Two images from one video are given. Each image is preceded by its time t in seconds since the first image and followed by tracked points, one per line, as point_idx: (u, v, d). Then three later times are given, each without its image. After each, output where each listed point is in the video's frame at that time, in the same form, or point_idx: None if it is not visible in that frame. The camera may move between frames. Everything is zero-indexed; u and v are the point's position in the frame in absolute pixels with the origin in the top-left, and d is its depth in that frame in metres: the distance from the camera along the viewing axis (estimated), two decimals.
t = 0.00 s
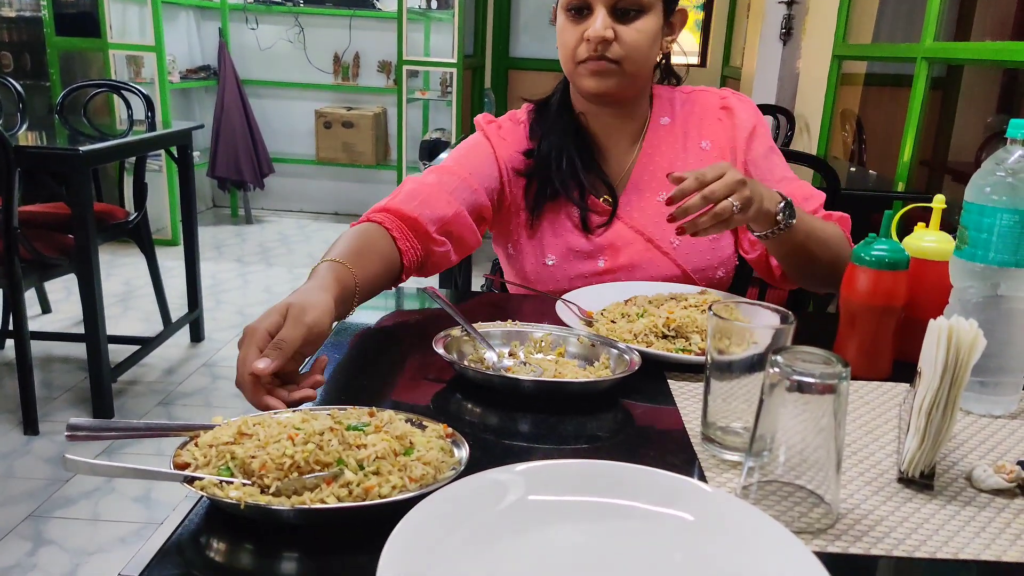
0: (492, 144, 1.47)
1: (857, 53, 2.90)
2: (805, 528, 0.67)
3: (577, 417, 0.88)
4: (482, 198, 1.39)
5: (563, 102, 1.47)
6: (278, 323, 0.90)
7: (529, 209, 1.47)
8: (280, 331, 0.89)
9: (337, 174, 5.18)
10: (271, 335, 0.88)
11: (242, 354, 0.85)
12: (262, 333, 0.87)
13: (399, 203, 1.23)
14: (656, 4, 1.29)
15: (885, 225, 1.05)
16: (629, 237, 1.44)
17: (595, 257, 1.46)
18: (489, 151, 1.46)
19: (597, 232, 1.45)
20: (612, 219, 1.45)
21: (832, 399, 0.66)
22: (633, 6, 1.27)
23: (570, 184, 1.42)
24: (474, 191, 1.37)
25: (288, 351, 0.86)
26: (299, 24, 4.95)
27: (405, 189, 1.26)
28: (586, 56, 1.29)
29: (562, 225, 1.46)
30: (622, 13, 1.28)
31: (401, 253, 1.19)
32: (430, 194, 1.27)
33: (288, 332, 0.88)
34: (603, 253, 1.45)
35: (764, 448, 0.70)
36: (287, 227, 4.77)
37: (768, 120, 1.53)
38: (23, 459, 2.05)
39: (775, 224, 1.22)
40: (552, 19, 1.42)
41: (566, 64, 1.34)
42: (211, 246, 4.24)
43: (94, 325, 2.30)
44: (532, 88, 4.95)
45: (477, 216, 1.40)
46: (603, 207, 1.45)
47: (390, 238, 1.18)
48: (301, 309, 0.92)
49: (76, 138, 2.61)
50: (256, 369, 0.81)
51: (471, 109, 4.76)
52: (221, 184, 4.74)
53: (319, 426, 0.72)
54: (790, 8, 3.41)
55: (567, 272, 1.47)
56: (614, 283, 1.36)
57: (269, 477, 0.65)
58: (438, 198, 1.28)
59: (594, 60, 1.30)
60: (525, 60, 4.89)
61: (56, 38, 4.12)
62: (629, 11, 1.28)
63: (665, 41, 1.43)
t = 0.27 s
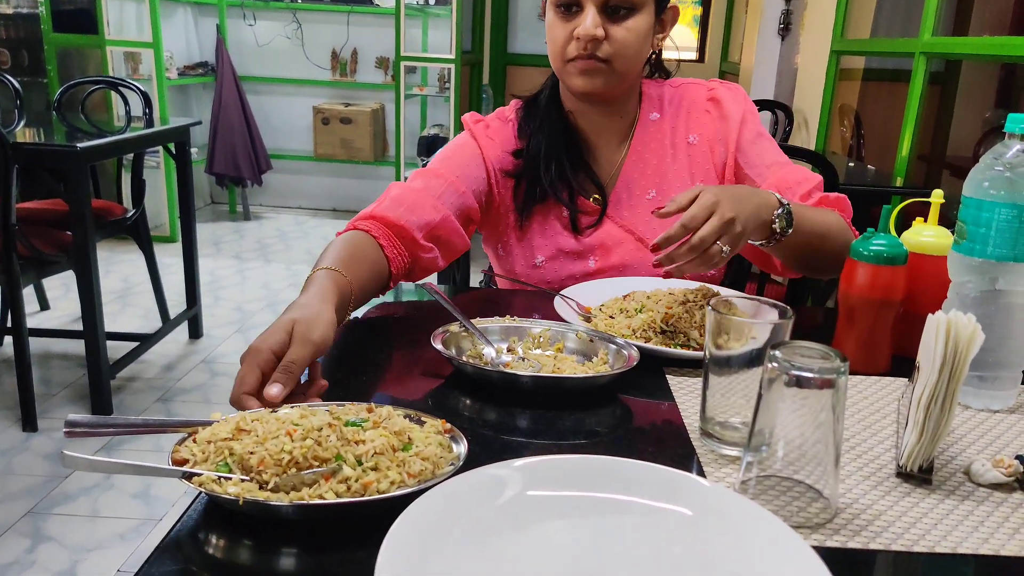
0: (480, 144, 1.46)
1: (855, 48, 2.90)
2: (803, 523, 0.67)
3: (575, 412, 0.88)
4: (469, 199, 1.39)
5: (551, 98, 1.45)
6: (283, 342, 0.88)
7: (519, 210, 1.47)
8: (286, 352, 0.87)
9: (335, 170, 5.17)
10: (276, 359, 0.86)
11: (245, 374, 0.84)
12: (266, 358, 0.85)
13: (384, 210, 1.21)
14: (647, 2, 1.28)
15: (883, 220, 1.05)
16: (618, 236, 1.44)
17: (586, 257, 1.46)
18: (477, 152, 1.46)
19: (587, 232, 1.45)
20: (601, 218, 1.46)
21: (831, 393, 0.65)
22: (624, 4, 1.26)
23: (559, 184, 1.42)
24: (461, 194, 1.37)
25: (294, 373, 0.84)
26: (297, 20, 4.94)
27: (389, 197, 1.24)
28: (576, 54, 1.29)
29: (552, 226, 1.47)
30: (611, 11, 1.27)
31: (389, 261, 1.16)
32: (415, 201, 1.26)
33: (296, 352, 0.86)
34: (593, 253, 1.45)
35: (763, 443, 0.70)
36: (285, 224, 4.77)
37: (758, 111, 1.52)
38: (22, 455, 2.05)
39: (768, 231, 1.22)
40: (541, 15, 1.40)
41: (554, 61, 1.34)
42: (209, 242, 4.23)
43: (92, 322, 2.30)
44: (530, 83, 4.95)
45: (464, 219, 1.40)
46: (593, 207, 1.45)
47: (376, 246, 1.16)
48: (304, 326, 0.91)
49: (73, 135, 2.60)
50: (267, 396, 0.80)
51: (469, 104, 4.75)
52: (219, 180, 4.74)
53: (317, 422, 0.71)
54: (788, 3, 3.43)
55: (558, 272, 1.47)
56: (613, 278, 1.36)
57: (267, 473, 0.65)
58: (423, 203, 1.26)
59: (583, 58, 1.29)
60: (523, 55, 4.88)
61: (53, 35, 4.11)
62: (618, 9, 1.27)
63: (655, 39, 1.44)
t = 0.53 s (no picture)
0: (468, 147, 1.44)
1: (852, 44, 2.90)
2: (802, 518, 0.67)
3: (573, 408, 0.88)
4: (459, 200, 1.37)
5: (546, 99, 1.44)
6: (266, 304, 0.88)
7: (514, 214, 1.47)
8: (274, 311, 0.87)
9: (332, 167, 5.16)
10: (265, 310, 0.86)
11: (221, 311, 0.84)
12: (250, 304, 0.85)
13: (365, 210, 1.18)
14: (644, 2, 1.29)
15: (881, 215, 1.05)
16: (616, 240, 1.45)
17: (582, 261, 1.47)
18: (465, 154, 1.43)
19: (584, 237, 1.46)
20: (597, 222, 1.46)
21: (829, 388, 0.65)
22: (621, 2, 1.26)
23: (554, 189, 1.42)
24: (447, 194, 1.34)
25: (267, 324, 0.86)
26: (294, 17, 4.93)
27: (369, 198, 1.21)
28: (572, 52, 1.28)
29: (547, 232, 1.47)
30: (608, 9, 1.27)
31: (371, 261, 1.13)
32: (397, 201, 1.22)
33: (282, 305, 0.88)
34: (590, 258, 1.46)
35: (761, 438, 0.70)
36: (283, 221, 4.76)
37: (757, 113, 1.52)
38: (20, 453, 2.05)
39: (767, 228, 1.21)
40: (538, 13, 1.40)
41: (550, 59, 1.33)
42: (207, 240, 4.23)
43: (90, 319, 2.30)
44: (528, 80, 4.94)
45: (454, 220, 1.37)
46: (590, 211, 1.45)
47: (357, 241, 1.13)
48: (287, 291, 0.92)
49: (71, 132, 2.60)
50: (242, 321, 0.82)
51: (467, 101, 4.74)
52: (217, 177, 4.73)
53: (315, 419, 0.71)
54: None
55: (553, 276, 1.48)
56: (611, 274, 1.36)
57: (265, 470, 0.65)
58: (405, 204, 1.23)
59: (579, 57, 1.29)
60: (521, 52, 4.88)
61: (50, 32, 4.08)
62: (616, 7, 1.27)
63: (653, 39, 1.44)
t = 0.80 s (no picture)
0: (479, 145, 1.41)
1: (849, 42, 2.90)
2: (800, 517, 0.67)
3: (571, 407, 0.88)
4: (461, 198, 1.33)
5: (540, 102, 1.42)
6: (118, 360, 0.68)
7: (513, 220, 1.45)
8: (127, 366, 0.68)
9: (330, 167, 5.16)
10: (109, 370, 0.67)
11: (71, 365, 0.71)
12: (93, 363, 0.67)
13: (375, 195, 1.10)
14: (643, 11, 1.30)
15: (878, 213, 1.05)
16: (613, 249, 1.46)
17: (579, 270, 1.47)
18: (476, 150, 1.40)
19: (581, 246, 1.46)
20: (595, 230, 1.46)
21: (827, 386, 0.65)
22: (621, 10, 1.27)
23: (552, 198, 1.41)
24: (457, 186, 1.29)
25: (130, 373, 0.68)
26: (291, 17, 4.92)
27: (379, 181, 1.12)
28: (568, 57, 1.28)
29: (547, 241, 1.47)
30: (608, 16, 1.27)
31: (371, 249, 1.04)
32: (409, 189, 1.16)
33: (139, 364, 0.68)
34: (587, 267, 1.47)
35: (760, 438, 0.70)
36: (280, 220, 4.75)
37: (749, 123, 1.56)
38: (18, 454, 2.05)
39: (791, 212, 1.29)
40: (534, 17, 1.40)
41: (544, 63, 1.33)
42: (204, 240, 4.23)
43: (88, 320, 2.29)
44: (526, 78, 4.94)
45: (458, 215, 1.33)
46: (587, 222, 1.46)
47: (357, 225, 1.03)
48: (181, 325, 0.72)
49: (68, 132, 2.60)
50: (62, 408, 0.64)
51: (464, 100, 4.74)
52: (214, 177, 4.72)
53: (313, 419, 0.72)
54: None
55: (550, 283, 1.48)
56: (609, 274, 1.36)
57: (264, 470, 0.65)
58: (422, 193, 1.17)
59: (575, 62, 1.28)
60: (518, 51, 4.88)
61: (47, 32, 4.08)
62: (615, 15, 1.27)
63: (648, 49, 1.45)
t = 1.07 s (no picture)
0: (478, 148, 1.41)
1: (848, 40, 2.90)
2: (799, 514, 0.67)
3: (571, 405, 0.88)
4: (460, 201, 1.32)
5: (538, 104, 1.42)
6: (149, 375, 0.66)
7: (512, 223, 1.45)
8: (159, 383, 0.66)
9: (329, 165, 5.15)
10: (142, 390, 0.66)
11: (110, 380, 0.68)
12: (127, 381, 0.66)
13: (373, 202, 1.09)
14: (642, 15, 1.30)
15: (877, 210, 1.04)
16: (612, 249, 1.46)
17: (578, 270, 1.47)
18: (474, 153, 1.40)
19: (581, 246, 1.46)
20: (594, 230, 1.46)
21: (826, 383, 0.65)
22: (620, 15, 1.27)
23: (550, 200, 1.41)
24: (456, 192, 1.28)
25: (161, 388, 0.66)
26: (290, 16, 4.92)
27: (377, 189, 1.11)
28: (566, 61, 1.28)
29: (546, 243, 1.47)
30: (606, 21, 1.27)
31: (367, 259, 1.04)
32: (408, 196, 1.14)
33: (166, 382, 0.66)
34: (586, 267, 1.47)
35: (759, 435, 0.70)
36: (279, 219, 4.75)
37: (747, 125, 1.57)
38: (17, 452, 2.05)
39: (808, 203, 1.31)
40: (531, 20, 1.40)
41: (542, 67, 1.33)
42: (203, 238, 4.22)
43: (86, 318, 2.29)
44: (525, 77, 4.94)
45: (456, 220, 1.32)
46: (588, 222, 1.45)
47: (353, 235, 1.03)
48: (206, 334, 0.71)
49: (67, 131, 2.59)
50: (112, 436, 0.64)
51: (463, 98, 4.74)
52: (213, 176, 4.72)
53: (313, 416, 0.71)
54: None
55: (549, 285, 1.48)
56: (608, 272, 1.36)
57: (263, 467, 0.64)
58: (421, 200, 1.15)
59: (572, 67, 1.28)
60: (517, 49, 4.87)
61: (45, 31, 4.10)
62: (614, 19, 1.27)
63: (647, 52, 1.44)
